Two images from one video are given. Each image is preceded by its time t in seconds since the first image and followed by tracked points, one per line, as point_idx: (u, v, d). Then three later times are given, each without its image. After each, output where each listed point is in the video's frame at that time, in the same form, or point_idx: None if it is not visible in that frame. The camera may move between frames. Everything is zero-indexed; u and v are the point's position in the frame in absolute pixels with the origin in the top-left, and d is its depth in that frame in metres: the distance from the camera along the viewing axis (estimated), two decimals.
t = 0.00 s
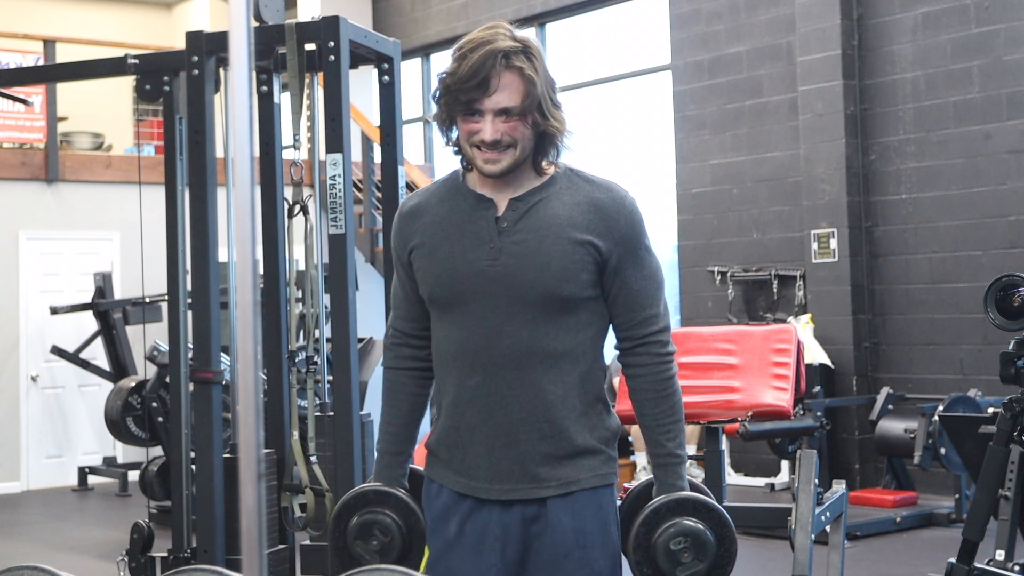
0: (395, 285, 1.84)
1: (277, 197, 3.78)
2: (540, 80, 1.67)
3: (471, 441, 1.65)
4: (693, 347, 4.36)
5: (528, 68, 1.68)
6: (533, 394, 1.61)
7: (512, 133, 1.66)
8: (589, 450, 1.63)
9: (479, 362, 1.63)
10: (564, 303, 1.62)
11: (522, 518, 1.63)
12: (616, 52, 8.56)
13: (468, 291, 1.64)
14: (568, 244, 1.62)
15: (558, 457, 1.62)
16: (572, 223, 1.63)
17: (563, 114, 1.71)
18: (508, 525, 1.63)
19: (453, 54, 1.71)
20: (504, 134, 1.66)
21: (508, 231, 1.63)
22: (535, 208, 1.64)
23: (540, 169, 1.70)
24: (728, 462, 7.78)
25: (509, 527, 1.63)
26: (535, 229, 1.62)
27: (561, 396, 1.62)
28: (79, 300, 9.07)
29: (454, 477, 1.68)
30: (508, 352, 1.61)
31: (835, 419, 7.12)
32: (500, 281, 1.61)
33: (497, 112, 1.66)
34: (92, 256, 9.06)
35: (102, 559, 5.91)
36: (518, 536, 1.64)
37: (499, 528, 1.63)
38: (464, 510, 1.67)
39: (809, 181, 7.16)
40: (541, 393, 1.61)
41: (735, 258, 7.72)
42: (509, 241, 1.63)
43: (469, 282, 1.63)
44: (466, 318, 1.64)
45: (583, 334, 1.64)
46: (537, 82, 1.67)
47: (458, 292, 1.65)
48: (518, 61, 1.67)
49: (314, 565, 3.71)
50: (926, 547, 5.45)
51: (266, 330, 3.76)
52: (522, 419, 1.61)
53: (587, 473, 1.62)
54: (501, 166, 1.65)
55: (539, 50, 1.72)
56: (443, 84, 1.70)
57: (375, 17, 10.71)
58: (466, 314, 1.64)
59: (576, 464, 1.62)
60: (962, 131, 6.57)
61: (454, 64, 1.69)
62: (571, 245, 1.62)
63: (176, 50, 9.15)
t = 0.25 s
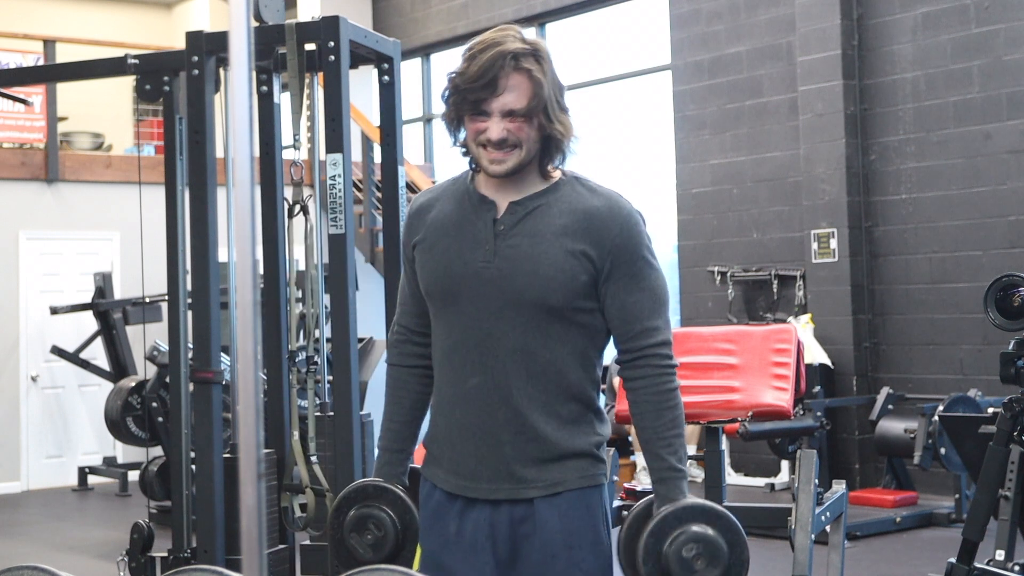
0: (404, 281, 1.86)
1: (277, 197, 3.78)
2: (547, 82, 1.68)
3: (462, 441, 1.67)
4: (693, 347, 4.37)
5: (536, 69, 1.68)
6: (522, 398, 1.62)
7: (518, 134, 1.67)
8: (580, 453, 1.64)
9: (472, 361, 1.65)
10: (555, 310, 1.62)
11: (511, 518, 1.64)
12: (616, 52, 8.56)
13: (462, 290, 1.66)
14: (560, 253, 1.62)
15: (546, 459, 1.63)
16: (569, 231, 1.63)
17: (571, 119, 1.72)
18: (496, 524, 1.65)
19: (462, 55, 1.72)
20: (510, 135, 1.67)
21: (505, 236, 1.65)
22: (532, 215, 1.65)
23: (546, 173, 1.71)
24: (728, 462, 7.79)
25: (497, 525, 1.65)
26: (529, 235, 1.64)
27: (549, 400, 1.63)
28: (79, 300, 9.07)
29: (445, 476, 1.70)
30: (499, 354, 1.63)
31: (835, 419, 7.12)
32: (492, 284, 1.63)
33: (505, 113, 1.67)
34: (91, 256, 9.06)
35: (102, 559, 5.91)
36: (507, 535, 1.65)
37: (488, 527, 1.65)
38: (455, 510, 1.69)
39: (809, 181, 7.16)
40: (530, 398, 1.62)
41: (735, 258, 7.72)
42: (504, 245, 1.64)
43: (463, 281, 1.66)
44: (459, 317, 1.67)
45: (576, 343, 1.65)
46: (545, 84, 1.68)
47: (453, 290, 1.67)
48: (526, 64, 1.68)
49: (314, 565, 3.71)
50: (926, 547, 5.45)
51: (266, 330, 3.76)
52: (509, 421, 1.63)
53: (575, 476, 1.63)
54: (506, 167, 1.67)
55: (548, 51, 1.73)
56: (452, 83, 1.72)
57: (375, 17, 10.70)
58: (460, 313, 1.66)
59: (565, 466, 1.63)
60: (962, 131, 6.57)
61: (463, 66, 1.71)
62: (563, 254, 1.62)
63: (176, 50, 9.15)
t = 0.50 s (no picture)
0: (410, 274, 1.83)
1: (276, 197, 3.78)
2: (576, 78, 1.64)
3: (462, 429, 1.64)
4: (694, 347, 4.38)
5: (565, 65, 1.65)
6: (525, 381, 1.58)
7: (543, 129, 1.64)
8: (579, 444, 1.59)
9: (476, 344, 1.62)
10: (561, 293, 1.58)
11: (507, 511, 1.60)
12: (616, 52, 8.56)
13: (469, 271, 1.63)
14: (570, 236, 1.58)
15: (546, 446, 1.58)
16: (580, 217, 1.60)
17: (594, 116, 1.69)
18: (494, 517, 1.60)
19: (491, 46, 1.68)
20: (536, 129, 1.64)
21: (516, 219, 1.62)
22: (543, 200, 1.62)
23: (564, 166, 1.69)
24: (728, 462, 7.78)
25: (495, 518, 1.60)
26: (540, 219, 1.61)
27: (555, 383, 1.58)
28: (79, 300, 9.07)
29: (444, 466, 1.66)
30: (503, 337, 1.60)
31: (835, 418, 7.12)
32: (498, 265, 1.60)
33: (533, 106, 1.64)
34: (91, 256, 9.06)
35: (102, 559, 5.91)
36: (503, 531, 1.60)
37: (485, 521, 1.61)
38: (452, 504, 1.65)
39: (809, 181, 7.16)
40: (531, 382, 1.58)
41: (735, 258, 7.72)
42: (514, 229, 1.61)
43: (471, 262, 1.63)
44: (466, 298, 1.63)
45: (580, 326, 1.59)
46: (575, 80, 1.64)
47: (460, 271, 1.64)
48: (556, 59, 1.65)
49: (314, 566, 3.71)
50: (926, 547, 5.45)
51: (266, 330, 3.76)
52: (510, 407, 1.59)
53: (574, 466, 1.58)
54: (529, 160, 1.64)
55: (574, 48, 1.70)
56: (481, 72, 1.68)
57: (375, 17, 10.71)
58: (466, 294, 1.63)
59: (564, 456, 1.58)
60: (962, 131, 6.57)
61: (492, 57, 1.67)
62: (573, 238, 1.58)
63: (176, 50, 9.15)
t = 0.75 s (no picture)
0: (417, 274, 1.83)
1: (277, 197, 3.78)
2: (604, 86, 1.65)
3: (459, 420, 1.63)
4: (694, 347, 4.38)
5: (595, 71, 1.65)
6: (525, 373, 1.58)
7: (566, 132, 1.64)
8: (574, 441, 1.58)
9: (479, 336, 1.62)
10: (568, 285, 1.57)
11: (501, 508, 1.59)
12: (616, 52, 8.56)
13: (477, 261, 1.63)
14: (581, 230, 1.59)
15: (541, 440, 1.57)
16: (592, 214, 1.60)
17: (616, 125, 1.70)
18: (487, 512, 1.60)
19: (523, 46, 1.68)
20: (560, 131, 1.64)
21: (528, 212, 1.63)
22: (556, 197, 1.63)
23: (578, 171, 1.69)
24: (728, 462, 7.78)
25: (488, 515, 1.60)
26: (552, 214, 1.61)
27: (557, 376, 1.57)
28: (79, 300, 9.07)
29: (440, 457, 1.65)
30: (509, 326, 1.59)
31: (835, 418, 7.12)
32: (506, 256, 1.61)
33: (559, 108, 1.64)
34: (91, 256, 9.06)
35: (102, 559, 5.91)
36: (496, 531, 1.59)
37: (478, 517, 1.60)
38: (447, 499, 1.65)
39: (809, 181, 7.16)
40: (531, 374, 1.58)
41: (735, 258, 7.72)
42: (525, 222, 1.62)
43: (479, 252, 1.63)
44: (470, 289, 1.63)
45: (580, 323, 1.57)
46: (603, 87, 1.65)
47: (468, 260, 1.64)
48: (587, 64, 1.65)
49: (314, 566, 3.71)
50: (926, 547, 5.45)
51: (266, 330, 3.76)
52: (512, 399, 1.59)
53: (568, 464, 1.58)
54: (550, 161, 1.64)
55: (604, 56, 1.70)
56: (512, 68, 1.67)
57: (375, 17, 10.71)
58: (473, 283, 1.63)
59: (560, 453, 1.57)
60: (962, 131, 6.57)
61: (524, 56, 1.67)
62: (584, 232, 1.59)
63: (176, 50, 9.15)
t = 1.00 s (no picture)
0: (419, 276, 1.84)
1: (276, 197, 3.78)
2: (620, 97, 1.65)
3: (451, 419, 1.62)
4: (694, 347, 4.39)
5: (613, 82, 1.66)
6: (518, 374, 1.58)
7: (578, 139, 1.65)
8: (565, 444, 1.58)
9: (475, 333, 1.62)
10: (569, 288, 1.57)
11: (489, 511, 1.59)
12: (617, 52, 8.56)
13: (479, 261, 1.64)
14: (585, 234, 1.59)
15: (531, 441, 1.57)
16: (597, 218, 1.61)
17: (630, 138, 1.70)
18: (474, 517, 1.59)
19: (543, 51, 1.69)
20: (572, 138, 1.64)
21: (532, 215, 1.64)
22: (561, 202, 1.64)
23: (586, 180, 1.70)
24: (729, 462, 7.78)
25: (474, 518, 1.59)
26: (556, 218, 1.62)
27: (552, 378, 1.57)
28: (79, 300, 9.07)
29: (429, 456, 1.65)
30: (506, 325, 1.59)
31: (835, 418, 7.12)
32: (510, 258, 1.62)
33: (574, 115, 1.64)
34: (91, 256, 9.06)
35: (102, 559, 5.91)
36: (483, 533, 1.59)
37: (464, 520, 1.60)
38: (436, 500, 1.65)
39: (809, 181, 7.16)
40: (525, 376, 1.58)
41: (735, 259, 7.72)
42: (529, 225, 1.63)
43: (483, 252, 1.64)
44: (468, 289, 1.64)
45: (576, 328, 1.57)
46: (619, 98, 1.65)
47: (470, 259, 1.65)
48: (605, 74, 1.65)
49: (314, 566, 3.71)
50: (926, 547, 5.45)
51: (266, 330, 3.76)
52: (502, 399, 1.58)
53: (557, 467, 1.57)
54: (559, 167, 1.65)
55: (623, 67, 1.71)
56: (531, 71, 1.68)
57: (375, 17, 10.71)
58: (473, 283, 1.63)
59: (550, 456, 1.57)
60: (962, 131, 6.57)
61: (544, 60, 1.67)
62: (588, 236, 1.59)
63: (176, 49, 9.15)
